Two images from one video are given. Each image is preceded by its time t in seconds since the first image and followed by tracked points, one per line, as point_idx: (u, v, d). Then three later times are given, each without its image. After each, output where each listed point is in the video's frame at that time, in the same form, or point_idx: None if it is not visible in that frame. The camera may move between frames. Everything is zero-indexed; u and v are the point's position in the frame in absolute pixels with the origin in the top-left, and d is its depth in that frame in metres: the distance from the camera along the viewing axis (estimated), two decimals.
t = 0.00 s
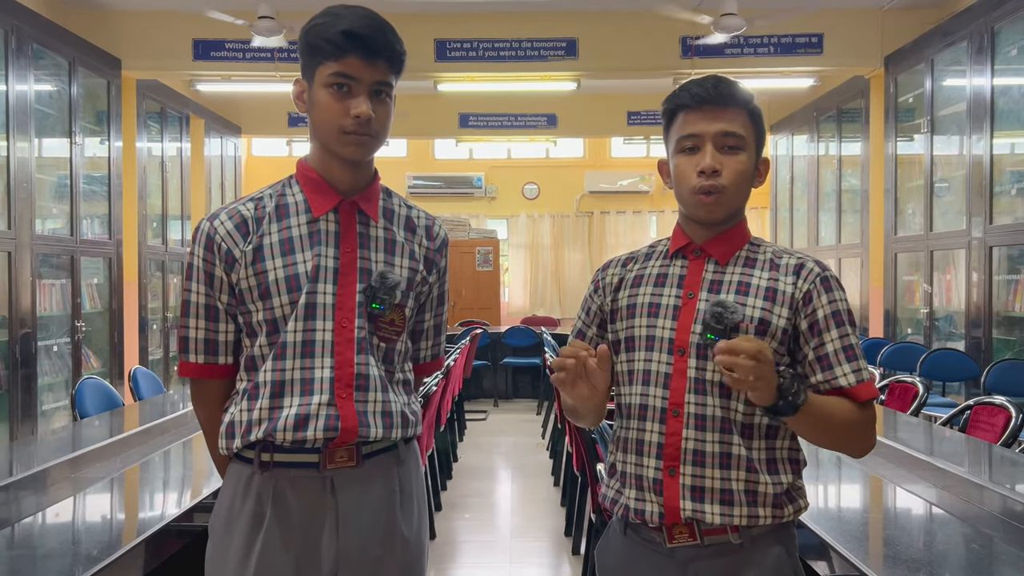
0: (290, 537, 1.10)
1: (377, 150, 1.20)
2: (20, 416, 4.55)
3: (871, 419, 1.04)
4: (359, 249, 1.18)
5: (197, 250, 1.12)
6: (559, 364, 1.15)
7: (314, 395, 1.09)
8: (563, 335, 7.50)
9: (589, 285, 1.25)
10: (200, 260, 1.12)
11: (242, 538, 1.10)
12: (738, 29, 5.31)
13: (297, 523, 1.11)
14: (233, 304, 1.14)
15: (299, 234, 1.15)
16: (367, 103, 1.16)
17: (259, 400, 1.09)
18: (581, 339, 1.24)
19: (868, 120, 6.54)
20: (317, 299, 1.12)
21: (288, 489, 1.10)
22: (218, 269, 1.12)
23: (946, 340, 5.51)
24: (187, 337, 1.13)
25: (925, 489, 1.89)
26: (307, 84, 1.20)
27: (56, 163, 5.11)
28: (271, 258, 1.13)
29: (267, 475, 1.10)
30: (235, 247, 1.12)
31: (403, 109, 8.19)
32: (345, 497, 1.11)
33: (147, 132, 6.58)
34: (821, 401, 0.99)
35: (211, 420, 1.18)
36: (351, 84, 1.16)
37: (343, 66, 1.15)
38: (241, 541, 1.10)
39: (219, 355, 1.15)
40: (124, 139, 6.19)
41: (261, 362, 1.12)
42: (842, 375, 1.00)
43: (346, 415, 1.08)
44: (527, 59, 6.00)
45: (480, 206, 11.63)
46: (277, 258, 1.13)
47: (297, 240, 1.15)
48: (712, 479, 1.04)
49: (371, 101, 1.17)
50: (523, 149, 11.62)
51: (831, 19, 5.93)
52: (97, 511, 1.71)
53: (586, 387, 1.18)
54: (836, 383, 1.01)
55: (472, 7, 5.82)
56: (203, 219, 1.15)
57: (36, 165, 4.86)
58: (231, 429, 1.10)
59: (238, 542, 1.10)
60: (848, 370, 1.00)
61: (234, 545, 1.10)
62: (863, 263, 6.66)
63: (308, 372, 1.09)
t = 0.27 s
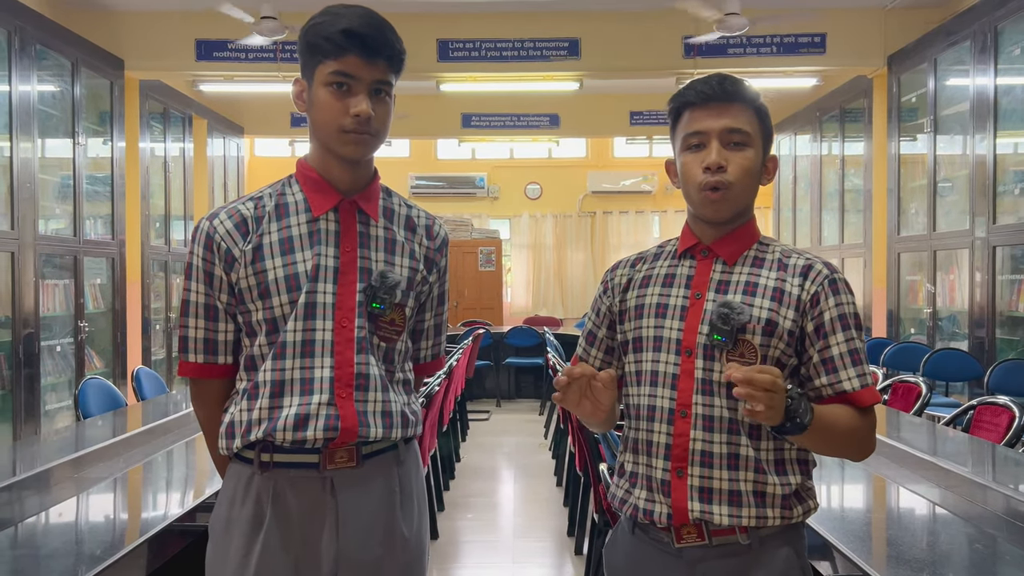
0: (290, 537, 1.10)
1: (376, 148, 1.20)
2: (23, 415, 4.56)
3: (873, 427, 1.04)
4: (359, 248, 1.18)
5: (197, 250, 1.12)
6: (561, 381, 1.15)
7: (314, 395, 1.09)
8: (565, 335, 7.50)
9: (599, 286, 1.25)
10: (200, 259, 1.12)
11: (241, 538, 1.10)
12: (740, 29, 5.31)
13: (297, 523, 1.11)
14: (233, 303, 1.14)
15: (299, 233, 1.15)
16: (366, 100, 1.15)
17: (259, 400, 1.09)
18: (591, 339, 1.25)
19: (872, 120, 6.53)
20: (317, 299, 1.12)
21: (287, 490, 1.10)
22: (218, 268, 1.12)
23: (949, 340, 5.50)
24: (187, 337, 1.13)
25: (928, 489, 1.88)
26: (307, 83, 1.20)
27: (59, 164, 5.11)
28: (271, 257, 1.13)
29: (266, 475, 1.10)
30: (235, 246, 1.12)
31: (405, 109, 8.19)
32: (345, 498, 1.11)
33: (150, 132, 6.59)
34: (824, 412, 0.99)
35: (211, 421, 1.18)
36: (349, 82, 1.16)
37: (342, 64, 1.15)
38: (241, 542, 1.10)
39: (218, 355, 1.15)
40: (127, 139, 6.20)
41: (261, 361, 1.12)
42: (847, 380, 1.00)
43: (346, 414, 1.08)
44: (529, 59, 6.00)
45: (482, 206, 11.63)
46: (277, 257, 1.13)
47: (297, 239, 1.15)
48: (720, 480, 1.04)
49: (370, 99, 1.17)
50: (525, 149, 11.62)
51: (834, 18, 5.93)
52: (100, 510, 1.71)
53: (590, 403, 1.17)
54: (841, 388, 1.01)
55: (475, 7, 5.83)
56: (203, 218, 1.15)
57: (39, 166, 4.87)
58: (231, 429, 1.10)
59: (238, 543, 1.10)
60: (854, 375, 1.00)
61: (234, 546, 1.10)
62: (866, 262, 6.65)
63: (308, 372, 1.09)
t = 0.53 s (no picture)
0: (292, 537, 1.10)
1: (375, 147, 1.20)
2: (25, 416, 4.56)
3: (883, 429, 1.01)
4: (362, 248, 1.18)
5: (199, 250, 1.12)
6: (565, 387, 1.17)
7: (316, 395, 1.09)
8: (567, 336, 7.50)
9: (610, 284, 1.26)
10: (202, 259, 1.12)
11: (243, 539, 1.10)
12: (742, 29, 5.30)
13: (300, 523, 1.11)
14: (235, 303, 1.14)
15: (301, 234, 1.15)
16: (365, 98, 1.15)
17: (261, 400, 1.09)
18: (604, 337, 1.26)
19: (874, 120, 6.53)
20: (319, 299, 1.12)
21: (290, 490, 1.10)
22: (221, 268, 1.12)
23: (951, 339, 5.49)
24: (189, 337, 1.13)
25: (931, 490, 1.88)
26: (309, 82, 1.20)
27: (61, 164, 5.12)
28: (273, 258, 1.13)
29: (269, 474, 1.10)
30: (237, 247, 1.12)
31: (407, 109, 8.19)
32: (347, 497, 1.11)
33: (152, 132, 6.60)
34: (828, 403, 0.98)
35: (214, 421, 1.17)
36: (350, 81, 1.16)
37: (343, 62, 1.15)
38: (244, 542, 1.10)
39: (221, 355, 1.15)
40: (129, 139, 6.20)
41: (264, 361, 1.12)
42: (853, 377, 0.99)
43: (348, 415, 1.08)
44: (531, 59, 6.00)
45: (484, 207, 11.63)
46: (279, 258, 1.13)
47: (299, 239, 1.15)
48: (730, 481, 1.04)
49: (370, 97, 1.17)
50: (527, 149, 11.62)
51: (835, 18, 5.93)
52: (102, 510, 1.71)
53: (597, 408, 1.17)
54: (847, 385, 1.00)
55: (477, 7, 5.83)
56: (205, 218, 1.15)
57: (41, 166, 4.87)
58: (233, 430, 1.10)
59: (240, 544, 1.10)
60: (860, 372, 0.99)
61: (237, 546, 1.10)
62: (868, 262, 6.64)
63: (310, 372, 1.09)
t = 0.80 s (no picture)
0: (293, 537, 1.10)
1: (380, 146, 1.20)
2: (25, 416, 4.57)
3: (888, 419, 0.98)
4: (364, 250, 1.18)
5: (203, 250, 1.12)
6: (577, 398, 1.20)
7: (317, 397, 1.08)
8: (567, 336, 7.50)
9: (621, 284, 1.27)
10: (206, 260, 1.12)
11: (244, 538, 1.10)
12: (743, 29, 5.30)
13: (300, 523, 1.11)
14: (238, 304, 1.14)
15: (304, 235, 1.15)
16: (372, 96, 1.15)
17: (263, 401, 1.09)
18: (615, 335, 1.27)
19: (875, 120, 6.52)
20: (321, 301, 1.12)
21: (291, 490, 1.10)
22: (224, 269, 1.12)
23: (952, 340, 5.49)
24: (193, 337, 1.13)
25: (932, 490, 1.88)
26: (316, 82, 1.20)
27: (62, 164, 5.12)
28: (276, 259, 1.13)
29: (270, 474, 1.10)
30: (241, 247, 1.12)
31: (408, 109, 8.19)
32: (348, 498, 1.11)
33: (153, 132, 6.60)
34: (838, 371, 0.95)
35: (217, 420, 1.18)
36: (358, 78, 1.16)
37: (351, 60, 1.16)
38: (244, 542, 1.10)
39: (224, 355, 1.15)
40: (130, 139, 6.21)
41: (266, 362, 1.12)
42: (859, 362, 0.98)
43: (349, 416, 1.08)
44: (532, 59, 5.99)
45: (484, 207, 11.63)
46: (282, 259, 1.13)
47: (302, 241, 1.15)
48: (739, 480, 1.03)
49: (377, 95, 1.17)
50: (527, 149, 11.62)
51: (836, 19, 5.93)
52: (103, 510, 1.71)
53: (607, 416, 1.20)
54: (851, 370, 0.98)
55: (478, 7, 5.82)
56: (208, 219, 1.15)
57: (42, 166, 4.87)
58: (235, 429, 1.11)
59: (241, 544, 1.10)
60: (865, 356, 0.98)
61: (237, 545, 1.10)
62: (869, 262, 6.64)
63: (311, 374, 1.09)
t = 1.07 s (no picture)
0: (294, 537, 1.11)
1: (382, 147, 1.20)
2: (26, 416, 4.57)
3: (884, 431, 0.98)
4: (366, 250, 1.18)
5: (205, 251, 1.12)
6: (577, 406, 1.18)
7: (318, 397, 1.08)
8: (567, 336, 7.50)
9: (630, 288, 1.28)
10: (207, 259, 1.12)
11: (245, 538, 1.10)
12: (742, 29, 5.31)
13: (301, 523, 1.11)
14: (240, 303, 1.14)
15: (306, 235, 1.15)
16: (374, 96, 1.16)
17: (263, 401, 1.09)
18: (624, 339, 1.29)
19: (875, 120, 6.53)
20: (322, 301, 1.12)
21: (293, 490, 1.10)
22: (225, 269, 1.12)
23: (952, 340, 5.49)
24: (195, 336, 1.14)
25: (932, 490, 1.88)
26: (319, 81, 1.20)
27: (62, 164, 5.12)
28: (278, 259, 1.13)
29: (272, 474, 1.10)
30: (242, 247, 1.12)
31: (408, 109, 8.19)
32: (349, 498, 1.11)
33: (153, 132, 6.60)
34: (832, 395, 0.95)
35: (219, 419, 1.18)
36: (359, 78, 1.16)
37: (353, 60, 1.16)
38: (246, 542, 1.10)
39: (226, 355, 1.15)
40: (130, 139, 6.21)
41: (267, 362, 1.12)
42: (851, 371, 0.97)
43: (350, 416, 1.08)
44: (532, 59, 5.99)
45: (484, 207, 11.63)
46: (283, 259, 1.13)
47: (304, 241, 1.15)
48: (736, 482, 1.03)
49: (378, 95, 1.17)
50: (528, 149, 11.61)
51: (837, 19, 5.93)
52: (103, 510, 1.71)
53: (609, 423, 1.18)
54: (844, 380, 0.97)
55: (478, 7, 5.82)
56: (210, 218, 1.15)
57: (42, 166, 4.87)
58: (237, 429, 1.11)
59: (242, 543, 1.10)
60: (858, 366, 0.97)
61: (239, 544, 1.10)
62: (869, 262, 6.64)
63: (312, 373, 1.09)
